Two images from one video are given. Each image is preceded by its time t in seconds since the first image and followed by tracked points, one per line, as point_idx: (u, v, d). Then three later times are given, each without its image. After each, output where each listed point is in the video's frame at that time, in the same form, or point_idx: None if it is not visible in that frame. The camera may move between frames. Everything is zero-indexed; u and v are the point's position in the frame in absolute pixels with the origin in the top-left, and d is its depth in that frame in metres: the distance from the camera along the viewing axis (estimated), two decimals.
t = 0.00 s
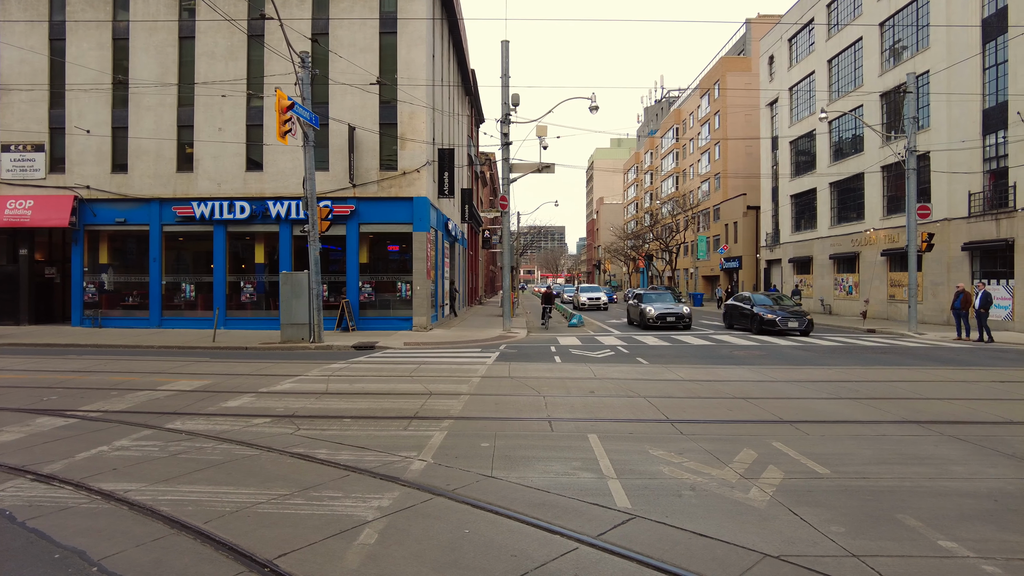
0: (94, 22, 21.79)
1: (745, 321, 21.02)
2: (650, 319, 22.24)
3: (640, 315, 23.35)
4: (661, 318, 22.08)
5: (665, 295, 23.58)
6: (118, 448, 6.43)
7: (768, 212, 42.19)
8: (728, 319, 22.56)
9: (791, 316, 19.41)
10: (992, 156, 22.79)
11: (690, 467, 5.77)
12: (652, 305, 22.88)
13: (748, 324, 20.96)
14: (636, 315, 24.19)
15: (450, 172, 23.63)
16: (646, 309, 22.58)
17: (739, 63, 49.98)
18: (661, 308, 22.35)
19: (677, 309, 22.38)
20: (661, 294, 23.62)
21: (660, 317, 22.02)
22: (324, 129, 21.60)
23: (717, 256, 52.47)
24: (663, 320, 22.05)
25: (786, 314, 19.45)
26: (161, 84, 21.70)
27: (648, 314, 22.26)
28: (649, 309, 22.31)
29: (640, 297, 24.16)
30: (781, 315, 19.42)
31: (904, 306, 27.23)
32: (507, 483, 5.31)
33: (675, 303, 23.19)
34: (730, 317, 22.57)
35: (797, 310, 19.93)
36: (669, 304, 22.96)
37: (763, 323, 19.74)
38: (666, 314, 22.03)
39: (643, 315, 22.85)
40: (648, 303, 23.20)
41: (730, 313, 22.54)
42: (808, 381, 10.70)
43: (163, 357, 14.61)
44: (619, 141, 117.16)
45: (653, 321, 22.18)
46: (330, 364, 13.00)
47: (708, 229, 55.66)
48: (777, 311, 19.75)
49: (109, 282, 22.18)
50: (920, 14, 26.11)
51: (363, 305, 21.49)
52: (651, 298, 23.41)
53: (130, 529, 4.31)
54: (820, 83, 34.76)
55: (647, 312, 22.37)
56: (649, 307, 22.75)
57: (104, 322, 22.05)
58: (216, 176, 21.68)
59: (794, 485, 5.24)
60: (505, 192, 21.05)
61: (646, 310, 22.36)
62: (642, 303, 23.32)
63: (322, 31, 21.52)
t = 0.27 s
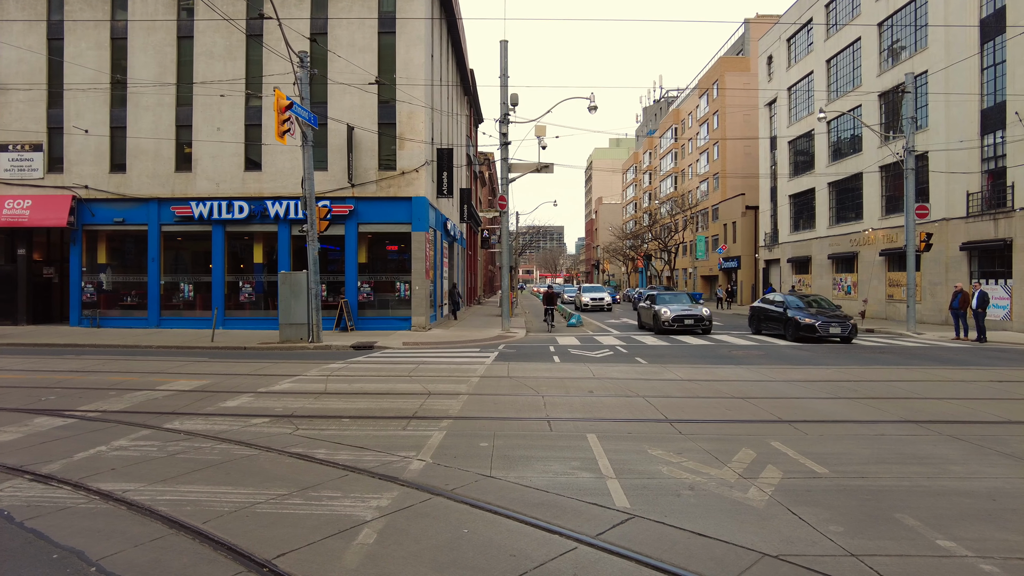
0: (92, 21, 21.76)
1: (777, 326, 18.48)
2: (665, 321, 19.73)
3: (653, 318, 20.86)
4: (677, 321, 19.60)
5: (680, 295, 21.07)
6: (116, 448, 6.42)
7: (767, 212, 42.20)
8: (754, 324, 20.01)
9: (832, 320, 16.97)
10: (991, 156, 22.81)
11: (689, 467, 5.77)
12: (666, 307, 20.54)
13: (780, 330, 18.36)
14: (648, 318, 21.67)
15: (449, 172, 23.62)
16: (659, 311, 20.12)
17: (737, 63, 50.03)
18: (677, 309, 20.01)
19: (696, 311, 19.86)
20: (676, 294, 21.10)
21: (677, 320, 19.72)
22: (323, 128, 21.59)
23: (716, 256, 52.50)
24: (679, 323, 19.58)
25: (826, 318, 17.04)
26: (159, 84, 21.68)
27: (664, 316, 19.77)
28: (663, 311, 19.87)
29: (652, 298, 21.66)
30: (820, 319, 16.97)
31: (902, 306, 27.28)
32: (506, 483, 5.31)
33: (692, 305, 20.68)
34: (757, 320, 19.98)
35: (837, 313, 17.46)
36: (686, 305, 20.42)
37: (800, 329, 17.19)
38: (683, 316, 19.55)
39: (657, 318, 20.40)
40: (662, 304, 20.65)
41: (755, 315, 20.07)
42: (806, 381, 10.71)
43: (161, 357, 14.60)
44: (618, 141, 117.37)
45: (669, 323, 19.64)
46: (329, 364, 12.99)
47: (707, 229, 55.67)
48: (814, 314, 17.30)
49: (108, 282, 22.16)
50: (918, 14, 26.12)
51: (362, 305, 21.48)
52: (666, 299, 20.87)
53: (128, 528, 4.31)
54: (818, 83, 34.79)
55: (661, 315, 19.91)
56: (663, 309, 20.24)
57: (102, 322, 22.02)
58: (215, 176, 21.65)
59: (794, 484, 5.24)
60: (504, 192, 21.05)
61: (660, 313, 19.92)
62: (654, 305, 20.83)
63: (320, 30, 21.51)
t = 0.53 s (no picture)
0: (90, 21, 21.74)
1: (820, 331, 15.84)
2: (686, 326, 17.38)
3: (671, 323, 18.46)
4: (700, 327, 17.20)
5: (702, 296, 18.64)
6: (115, 448, 6.42)
7: (766, 212, 42.22)
8: (791, 330, 17.48)
9: (889, 325, 14.23)
10: (989, 156, 22.84)
11: (688, 467, 5.77)
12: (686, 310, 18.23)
13: (824, 337, 15.76)
14: (663, 321, 19.38)
15: (448, 172, 23.60)
16: (678, 314, 17.78)
17: (736, 63, 50.06)
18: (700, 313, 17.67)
19: (720, 314, 17.49)
20: (697, 295, 18.66)
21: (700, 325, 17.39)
22: (322, 128, 21.57)
23: (715, 256, 52.54)
24: (702, 328, 17.21)
25: (883, 323, 14.33)
26: (158, 84, 21.66)
27: (685, 321, 17.43)
28: (683, 314, 17.58)
29: (669, 300, 19.27)
30: (875, 325, 14.29)
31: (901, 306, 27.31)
32: (504, 483, 5.30)
33: (716, 307, 18.32)
34: (793, 325, 17.45)
35: (893, 317, 14.71)
36: (708, 308, 18.04)
37: (851, 335, 14.55)
38: (706, 320, 17.20)
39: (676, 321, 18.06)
40: (680, 307, 18.39)
41: (791, 320, 17.58)
42: (805, 381, 10.71)
43: (159, 357, 14.58)
44: (617, 141, 117.49)
45: (692, 329, 17.27)
46: (328, 364, 12.98)
47: (706, 229, 55.70)
48: (867, 318, 14.64)
49: (106, 282, 22.14)
50: (917, 14, 26.16)
51: (361, 305, 21.47)
52: (685, 301, 18.48)
53: (127, 528, 4.30)
54: (817, 83, 34.82)
55: (681, 319, 17.58)
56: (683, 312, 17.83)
57: (101, 322, 22.00)
58: (214, 175, 21.63)
59: (792, 484, 5.25)
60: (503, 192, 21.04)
61: (680, 316, 17.58)
62: (672, 307, 18.49)
63: (319, 30, 21.50)
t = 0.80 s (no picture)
0: (89, 21, 21.71)
1: (880, 341, 13.30)
2: (714, 332, 14.85)
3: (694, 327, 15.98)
4: (730, 333, 14.68)
5: (732, 297, 16.10)
6: (113, 448, 6.41)
7: (765, 212, 42.25)
8: (839, 338, 14.98)
9: (975, 338, 11.63)
10: (988, 156, 22.86)
11: (687, 466, 5.77)
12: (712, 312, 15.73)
13: (889, 349, 13.10)
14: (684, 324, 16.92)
15: (447, 172, 23.59)
16: (704, 318, 15.26)
17: (735, 63, 50.07)
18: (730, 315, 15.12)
19: (755, 319, 14.91)
20: (725, 296, 16.13)
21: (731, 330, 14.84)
22: (321, 128, 21.56)
23: (714, 256, 52.56)
24: (734, 335, 14.68)
25: (967, 335, 11.72)
26: (157, 83, 21.64)
27: (714, 327, 14.91)
28: (711, 318, 15.03)
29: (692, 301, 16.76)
30: (958, 337, 11.66)
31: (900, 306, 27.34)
32: (503, 483, 5.30)
33: (747, 309, 15.76)
34: (843, 333, 14.89)
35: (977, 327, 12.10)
36: (740, 312, 15.40)
37: (926, 350, 11.94)
38: (738, 326, 14.64)
39: (702, 325, 15.53)
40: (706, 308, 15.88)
41: (838, 325, 15.11)
42: (803, 381, 10.71)
43: (158, 357, 14.57)
44: (616, 141, 117.58)
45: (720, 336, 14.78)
46: (327, 364, 12.97)
47: (705, 229, 55.71)
48: (945, 328, 12.02)
49: (105, 282, 22.11)
50: (915, 14, 26.19)
51: (360, 305, 21.46)
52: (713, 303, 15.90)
53: (125, 528, 4.30)
54: (816, 83, 34.84)
55: (710, 323, 15.04)
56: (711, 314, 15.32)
57: (100, 322, 21.96)
58: (213, 175, 21.61)
59: (791, 484, 5.25)
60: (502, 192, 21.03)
61: (709, 320, 15.04)
62: (696, 309, 15.98)
63: (318, 30, 21.49)
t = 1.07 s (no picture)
0: (88, 20, 21.69)
1: (970, 352, 10.61)
2: (756, 343, 12.36)
3: (728, 336, 13.54)
4: (775, 344, 12.20)
5: (770, 299, 13.63)
6: (112, 448, 6.40)
7: (764, 212, 42.27)
8: (912, 352, 12.27)
9: None
10: (987, 156, 22.87)
11: (686, 466, 5.77)
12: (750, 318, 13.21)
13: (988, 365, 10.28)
14: (714, 331, 14.47)
15: (446, 172, 23.59)
16: (742, 325, 12.78)
17: (734, 63, 50.08)
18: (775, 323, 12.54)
19: (804, 327, 12.39)
20: (762, 298, 13.68)
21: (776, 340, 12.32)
22: (320, 128, 21.55)
23: (713, 256, 52.58)
24: (780, 346, 12.18)
25: None
26: (156, 83, 21.62)
27: (754, 336, 12.41)
28: (752, 326, 12.52)
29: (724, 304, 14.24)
30: None
31: (899, 306, 27.35)
32: (503, 483, 5.30)
33: (792, 314, 13.23)
34: (917, 344, 12.13)
35: None
36: (784, 317, 12.89)
37: None
38: (785, 335, 12.13)
39: (738, 334, 13.05)
40: (742, 313, 13.38)
41: (907, 334, 12.42)
42: (802, 381, 10.71)
43: (157, 357, 14.56)
44: (616, 141, 117.65)
45: (763, 348, 12.29)
46: (326, 364, 12.96)
47: (704, 229, 55.71)
48: None
49: (104, 282, 22.09)
50: (914, 14, 26.22)
51: (359, 305, 21.45)
52: (749, 306, 13.46)
53: (124, 528, 4.29)
54: (815, 83, 34.85)
55: (749, 332, 12.55)
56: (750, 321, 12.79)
57: (99, 322, 21.93)
58: (212, 175, 21.59)
59: (790, 483, 5.25)
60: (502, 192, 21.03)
61: (748, 328, 12.53)
62: (730, 314, 13.52)
63: (317, 30, 21.47)
